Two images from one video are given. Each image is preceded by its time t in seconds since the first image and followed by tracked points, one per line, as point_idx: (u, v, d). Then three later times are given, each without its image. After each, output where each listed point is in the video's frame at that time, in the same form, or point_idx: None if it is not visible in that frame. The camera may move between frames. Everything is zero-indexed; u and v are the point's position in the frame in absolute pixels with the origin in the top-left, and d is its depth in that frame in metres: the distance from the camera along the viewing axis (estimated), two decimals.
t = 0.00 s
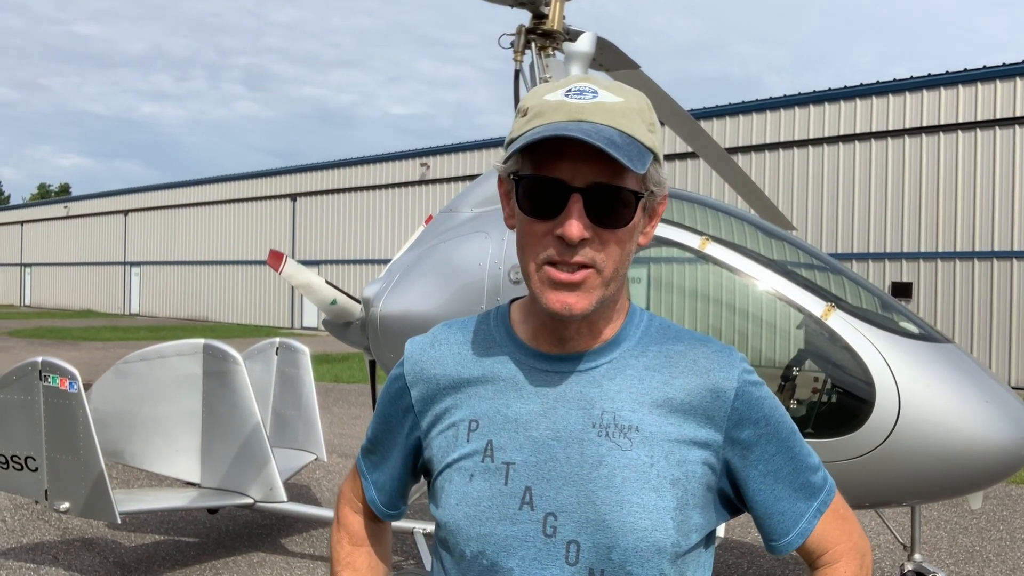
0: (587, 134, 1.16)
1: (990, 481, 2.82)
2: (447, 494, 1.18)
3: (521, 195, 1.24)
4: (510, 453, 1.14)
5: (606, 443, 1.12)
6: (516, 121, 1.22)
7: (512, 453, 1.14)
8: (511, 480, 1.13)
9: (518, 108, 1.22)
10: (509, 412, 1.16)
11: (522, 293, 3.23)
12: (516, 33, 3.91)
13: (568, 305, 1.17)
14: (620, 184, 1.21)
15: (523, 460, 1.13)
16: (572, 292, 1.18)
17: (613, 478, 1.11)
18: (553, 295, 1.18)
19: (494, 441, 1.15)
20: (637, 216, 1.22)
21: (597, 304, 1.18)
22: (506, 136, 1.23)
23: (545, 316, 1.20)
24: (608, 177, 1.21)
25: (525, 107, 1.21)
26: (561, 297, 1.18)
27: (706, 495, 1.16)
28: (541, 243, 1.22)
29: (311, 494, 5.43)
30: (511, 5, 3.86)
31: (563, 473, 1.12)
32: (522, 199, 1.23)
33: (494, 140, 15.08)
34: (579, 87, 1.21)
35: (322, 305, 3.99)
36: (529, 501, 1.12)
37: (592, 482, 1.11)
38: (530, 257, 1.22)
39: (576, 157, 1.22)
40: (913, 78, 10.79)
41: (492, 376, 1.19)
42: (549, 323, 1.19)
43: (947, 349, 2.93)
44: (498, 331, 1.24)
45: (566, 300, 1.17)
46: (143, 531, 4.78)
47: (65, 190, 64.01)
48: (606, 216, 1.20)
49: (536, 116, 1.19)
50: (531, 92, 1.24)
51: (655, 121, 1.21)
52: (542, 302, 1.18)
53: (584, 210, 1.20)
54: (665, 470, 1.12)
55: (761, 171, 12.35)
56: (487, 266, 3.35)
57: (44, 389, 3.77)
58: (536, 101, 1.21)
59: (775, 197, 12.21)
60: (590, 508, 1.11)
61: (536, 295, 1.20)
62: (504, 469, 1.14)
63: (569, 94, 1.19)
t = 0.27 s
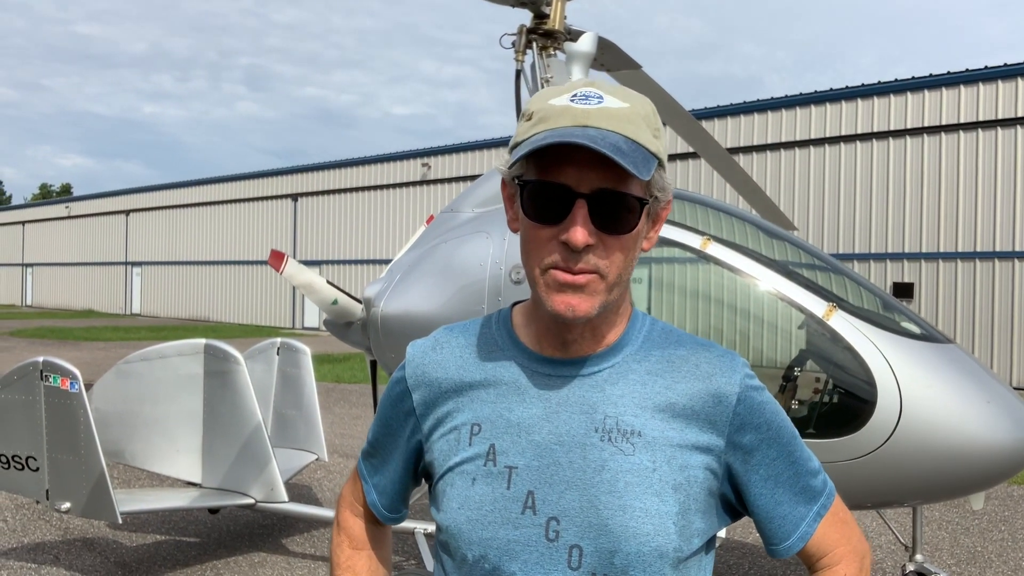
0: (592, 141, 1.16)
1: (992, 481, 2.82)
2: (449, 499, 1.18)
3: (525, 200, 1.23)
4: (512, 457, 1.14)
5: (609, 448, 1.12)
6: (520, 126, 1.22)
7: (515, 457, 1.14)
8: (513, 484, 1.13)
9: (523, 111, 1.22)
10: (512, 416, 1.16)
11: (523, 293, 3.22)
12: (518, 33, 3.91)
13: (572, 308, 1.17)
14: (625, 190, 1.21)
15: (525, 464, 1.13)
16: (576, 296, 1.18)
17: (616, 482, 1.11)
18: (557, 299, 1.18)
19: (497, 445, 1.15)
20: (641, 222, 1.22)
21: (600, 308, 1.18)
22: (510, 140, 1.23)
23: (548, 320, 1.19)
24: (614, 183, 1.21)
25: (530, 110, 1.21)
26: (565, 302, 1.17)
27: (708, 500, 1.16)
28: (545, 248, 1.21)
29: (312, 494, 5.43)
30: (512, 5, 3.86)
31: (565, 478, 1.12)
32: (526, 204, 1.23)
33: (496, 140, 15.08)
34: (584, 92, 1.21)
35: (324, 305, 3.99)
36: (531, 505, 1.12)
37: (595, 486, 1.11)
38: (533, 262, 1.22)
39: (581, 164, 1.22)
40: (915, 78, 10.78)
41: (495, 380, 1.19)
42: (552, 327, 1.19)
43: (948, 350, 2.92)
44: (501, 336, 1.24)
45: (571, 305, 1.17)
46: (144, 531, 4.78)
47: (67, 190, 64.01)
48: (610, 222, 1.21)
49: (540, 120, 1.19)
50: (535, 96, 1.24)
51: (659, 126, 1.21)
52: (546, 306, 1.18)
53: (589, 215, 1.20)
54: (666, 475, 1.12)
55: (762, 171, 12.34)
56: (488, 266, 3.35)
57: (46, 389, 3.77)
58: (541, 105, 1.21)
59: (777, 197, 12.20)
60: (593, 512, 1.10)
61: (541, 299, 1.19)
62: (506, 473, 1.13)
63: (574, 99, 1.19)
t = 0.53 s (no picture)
0: (575, 139, 1.16)
1: (992, 481, 2.81)
2: (422, 497, 1.17)
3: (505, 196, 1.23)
4: (490, 454, 1.13)
5: (585, 443, 1.13)
6: (499, 124, 1.21)
7: (493, 453, 1.13)
8: (491, 480, 1.13)
9: (502, 109, 1.21)
10: (488, 414, 1.15)
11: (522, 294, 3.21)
12: (516, 33, 3.90)
13: (554, 306, 1.16)
14: (606, 188, 1.22)
15: (503, 460, 1.13)
16: (557, 293, 1.17)
17: (592, 477, 1.11)
18: (538, 295, 1.17)
19: (473, 442, 1.14)
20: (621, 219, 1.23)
21: (579, 306, 1.18)
22: (490, 138, 1.22)
23: (527, 317, 1.19)
24: (595, 180, 1.22)
25: (510, 108, 1.20)
26: (547, 300, 1.17)
27: (680, 494, 1.18)
28: (526, 246, 1.20)
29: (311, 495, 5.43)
30: (511, 5, 3.86)
31: (543, 473, 1.12)
32: (507, 200, 1.22)
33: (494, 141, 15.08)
34: (564, 91, 1.20)
35: (323, 305, 3.99)
36: (508, 501, 1.12)
37: (572, 482, 1.11)
38: (514, 258, 1.21)
39: (563, 163, 1.22)
40: (913, 79, 10.78)
41: (471, 377, 1.18)
42: (529, 324, 1.18)
43: (947, 350, 2.92)
44: (473, 333, 1.23)
45: (552, 302, 1.17)
46: (142, 531, 4.77)
47: (66, 190, 63.96)
48: (592, 220, 1.21)
49: (521, 118, 1.18)
50: (515, 93, 1.23)
51: (635, 125, 1.21)
52: (528, 303, 1.17)
53: (572, 213, 1.20)
54: (642, 470, 1.13)
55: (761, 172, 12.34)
56: (486, 267, 3.35)
57: (44, 389, 3.77)
58: (520, 102, 1.20)
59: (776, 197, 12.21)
60: (570, 507, 1.11)
61: (522, 296, 1.18)
62: (484, 469, 1.13)
63: (555, 98, 1.19)
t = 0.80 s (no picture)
0: (534, 138, 1.16)
1: (989, 481, 2.82)
2: (374, 493, 1.16)
3: (463, 194, 1.22)
4: (444, 449, 1.13)
5: (539, 439, 1.13)
6: (458, 122, 1.20)
7: (447, 449, 1.13)
8: (445, 476, 1.12)
9: (461, 108, 1.20)
10: (442, 409, 1.15)
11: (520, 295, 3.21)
12: (514, 33, 3.89)
13: (510, 304, 1.16)
14: (563, 188, 1.22)
15: (458, 455, 1.13)
16: (512, 292, 1.17)
17: (546, 471, 1.12)
18: (493, 294, 1.17)
19: (427, 437, 1.14)
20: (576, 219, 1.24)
21: (535, 306, 1.18)
22: (449, 136, 1.21)
23: (481, 313, 1.18)
24: (553, 180, 1.22)
25: (469, 107, 1.19)
26: (502, 297, 1.17)
27: (627, 489, 1.19)
28: (483, 243, 1.20)
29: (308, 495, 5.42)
30: (508, 5, 3.86)
31: (497, 468, 1.12)
32: (465, 198, 1.22)
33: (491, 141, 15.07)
34: (524, 91, 1.20)
35: (320, 305, 3.98)
36: (463, 496, 1.12)
37: (526, 476, 1.12)
38: (470, 256, 1.21)
39: (522, 161, 1.22)
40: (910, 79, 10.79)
41: (424, 372, 1.17)
42: (483, 320, 1.18)
43: (943, 349, 2.93)
44: (425, 329, 1.21)
45: (507, 301, 1.17)
46: (139, 531, 4.77)
47: (63, 190, 63.83)
48: (548, 219, 1.21)
49: (481, 118, 1.17)
50: (474, 92, 1.22)
51: (592, 126, 1.22)
52: (483, 301, 1.17)
53: (530, 212, 1.20)
54: (593, 464, 1.15)
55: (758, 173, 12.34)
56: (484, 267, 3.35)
57: (41, 389, 3.76)
58: (480, 102, 1.19)
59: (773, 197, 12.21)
60: (524, 502, 1.11)
61: (478, 293, 1.18)
62: (438, 465, 1.13)
63: (514, 98, 1.18)
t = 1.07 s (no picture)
0: (490, 144, 1.17)
1: (985, 482, 2.82)
2: (325, 496, 1.16)
3: (416, 197, 1.23)
4: (399, 451, 1.14)
5: (492, 440, 1.15)
6: (413, 126, 1.20)
7: (401, 451, 1.14)
8: (400, 478, 1.13)
9: (415, 111, 1.20)
10: (395, 412, 1.15)
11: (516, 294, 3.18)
12: (512, 33, 3.91)
13: (463, 307, 1.18)
14: (516, 193, 1.24)
15: (412, 458, 1.13)
16: (465, 296, 1.19)
17: (500, 471, 1.14)
18: (446, 297, 1.19)
19: (381, 440, 1.14)
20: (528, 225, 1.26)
21: (487, 310, 1.20)
22: (403, 140, 1.21)
23: (432, 316, 1.20)
24: (506, 186, 1.24)
25: (423, 112, 1.19)
26: (455, 301, 1.18)
27: (572, 486, 1.23)
28: (435, 246, 1.22)
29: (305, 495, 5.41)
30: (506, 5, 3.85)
31: (452, 469, 1.13)
32: (419, 201, 1.23)
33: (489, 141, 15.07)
34: (478, 97, 1.20)
35: (317, 305, 3.98)
36: (419, 498, 1.12)
37: (480, 477, 1.13)
38: (424, 258, 1.21)
39: (476, 166, 1.23)
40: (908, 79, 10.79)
41: (376, 376, 1.17)
42: (435, 323, 1.19)
43: (940, 350, 2.93)
44: (374, 331, 1.21)
45: (460, 305, 1.18)
46: (136, 531, 4.77)
47: (59, 190, 63.77)
48: (500, 223, 1.23)
49: (437, 122, 1.17)
50: (428, 97, 1.22)
51: (544, 133, 1.23)
52: (435, 304, 1.18)
53: (483, 216, 1.22)
54: (543, 463, 1.17)
55: (756, 173, 12.35)
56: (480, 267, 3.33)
57: (37, 389, 3.75)
58: (435, 107, 1.19)
59: (772, 197, 12.21)
60: (479, 502, 1.13)
61: (431, 296, 1.19)
62: (393, 467, 1.13)
63: (469, 104, 1.18)
